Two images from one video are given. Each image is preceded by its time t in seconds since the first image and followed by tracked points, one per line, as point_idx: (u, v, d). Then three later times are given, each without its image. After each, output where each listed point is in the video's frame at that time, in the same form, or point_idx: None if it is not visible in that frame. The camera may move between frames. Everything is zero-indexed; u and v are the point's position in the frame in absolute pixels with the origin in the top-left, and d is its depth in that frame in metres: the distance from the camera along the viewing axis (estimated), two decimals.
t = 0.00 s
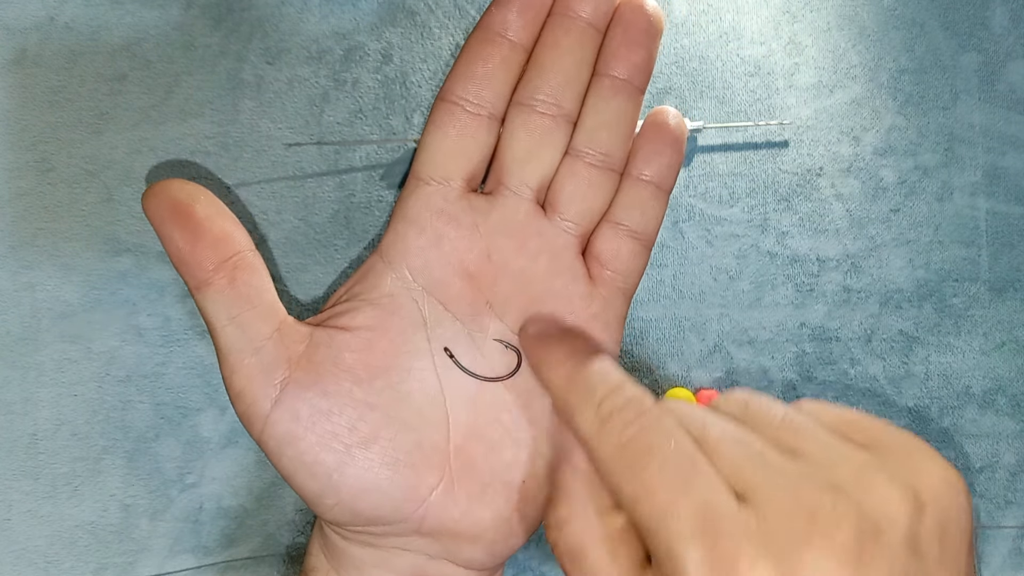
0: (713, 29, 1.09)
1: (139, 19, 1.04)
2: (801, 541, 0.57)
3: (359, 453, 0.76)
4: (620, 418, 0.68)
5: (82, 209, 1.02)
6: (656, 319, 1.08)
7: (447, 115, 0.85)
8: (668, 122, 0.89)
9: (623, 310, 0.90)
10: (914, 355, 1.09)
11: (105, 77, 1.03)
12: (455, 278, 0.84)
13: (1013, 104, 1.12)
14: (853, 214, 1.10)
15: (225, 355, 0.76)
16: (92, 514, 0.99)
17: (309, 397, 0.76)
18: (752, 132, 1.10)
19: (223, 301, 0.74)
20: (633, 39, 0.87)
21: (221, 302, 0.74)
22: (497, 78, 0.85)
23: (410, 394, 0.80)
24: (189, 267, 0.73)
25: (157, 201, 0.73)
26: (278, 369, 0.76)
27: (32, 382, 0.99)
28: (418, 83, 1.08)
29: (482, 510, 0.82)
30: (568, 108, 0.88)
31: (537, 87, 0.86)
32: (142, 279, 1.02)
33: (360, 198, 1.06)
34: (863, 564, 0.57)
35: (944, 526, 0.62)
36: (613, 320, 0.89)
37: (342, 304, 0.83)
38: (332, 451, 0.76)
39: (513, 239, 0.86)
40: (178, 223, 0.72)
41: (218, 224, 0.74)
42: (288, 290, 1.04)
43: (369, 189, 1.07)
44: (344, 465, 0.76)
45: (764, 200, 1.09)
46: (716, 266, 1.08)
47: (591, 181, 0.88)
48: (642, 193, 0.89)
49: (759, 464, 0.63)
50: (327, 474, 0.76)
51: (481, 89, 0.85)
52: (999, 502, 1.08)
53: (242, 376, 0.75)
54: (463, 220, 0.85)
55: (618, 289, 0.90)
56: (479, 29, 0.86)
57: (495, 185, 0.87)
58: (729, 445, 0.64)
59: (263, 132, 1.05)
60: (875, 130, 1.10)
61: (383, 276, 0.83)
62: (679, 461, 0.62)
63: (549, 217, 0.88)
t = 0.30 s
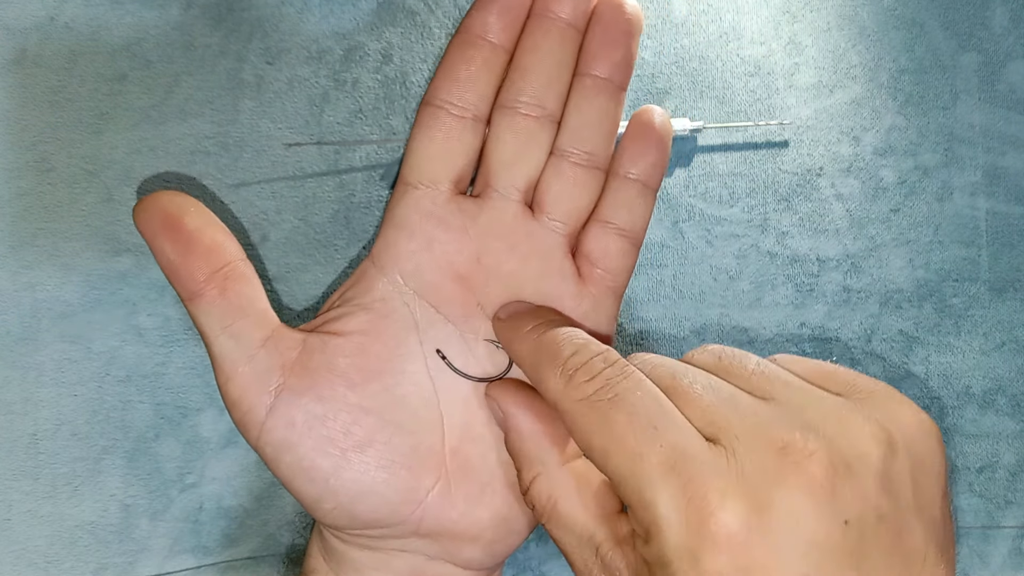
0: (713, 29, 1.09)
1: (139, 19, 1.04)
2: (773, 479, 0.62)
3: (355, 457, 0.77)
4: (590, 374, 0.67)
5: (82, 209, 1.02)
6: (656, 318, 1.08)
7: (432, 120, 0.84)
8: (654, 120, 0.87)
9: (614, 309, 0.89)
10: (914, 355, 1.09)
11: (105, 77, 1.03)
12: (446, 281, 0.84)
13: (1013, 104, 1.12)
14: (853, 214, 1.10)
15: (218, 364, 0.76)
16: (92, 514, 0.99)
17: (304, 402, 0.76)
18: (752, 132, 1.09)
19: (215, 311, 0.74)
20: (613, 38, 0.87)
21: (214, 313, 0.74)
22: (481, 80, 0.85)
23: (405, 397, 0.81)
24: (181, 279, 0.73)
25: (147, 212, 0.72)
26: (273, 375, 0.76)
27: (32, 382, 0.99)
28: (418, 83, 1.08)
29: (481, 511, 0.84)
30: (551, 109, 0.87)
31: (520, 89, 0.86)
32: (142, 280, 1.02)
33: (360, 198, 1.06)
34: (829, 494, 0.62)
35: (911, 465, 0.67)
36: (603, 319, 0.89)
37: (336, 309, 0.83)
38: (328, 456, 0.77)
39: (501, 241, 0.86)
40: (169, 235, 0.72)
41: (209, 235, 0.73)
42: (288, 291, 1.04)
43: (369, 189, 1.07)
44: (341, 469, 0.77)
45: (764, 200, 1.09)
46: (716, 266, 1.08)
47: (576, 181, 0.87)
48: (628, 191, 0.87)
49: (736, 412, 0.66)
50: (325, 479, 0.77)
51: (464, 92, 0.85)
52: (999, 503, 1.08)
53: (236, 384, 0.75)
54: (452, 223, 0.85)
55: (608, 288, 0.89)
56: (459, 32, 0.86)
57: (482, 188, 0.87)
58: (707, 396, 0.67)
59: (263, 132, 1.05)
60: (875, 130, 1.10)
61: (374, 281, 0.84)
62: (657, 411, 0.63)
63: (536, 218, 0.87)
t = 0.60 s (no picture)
0: (713, 29, 1.09)
1: (139, 19, 1.04)
2: (767, 481, 0.62)
3: (355, 459, 0.78)
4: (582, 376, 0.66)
5: (82, 209, 1.02)
6: (656, 318, 1.08)
7: (430, 119, 0.84)
8: (655, 117, 0.87)
9: (616, 308, 0.89)
10: (914, 355, 1.09)
11: (105, 77, 1.03)
12: (446, 281, 0.84)
13: (1013, 104, 1.12)
14: (853, 214, 1.10)
15: (218, 365, 0.76)
16: (92, 514, 0.99)
17: (303, 405, 0.76)
18: (752, 132, 1.09)
19: (214, 313, 0.74)
20: (610, 35, 0.86)
21: (214, 315, 0.74)
22: (478, 78, 0.85)
23: (405, 399, 0.81)
24: (180, 281, 0.72)
25: (146, 214, 0.72)
26: (272, 378, 0.76)
27: (32, 382, 0.99)
28: (419, 83, 1.08)
29: (482, 513, 0.84)
30: (549, 107, 0.87)
31: (517, 88, 0.86)
32: (142, 280, 1.02)
33: (360, 198, 1.06)
34: (827, 492, 0.62)
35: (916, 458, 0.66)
36: (606, 319, 0.88)
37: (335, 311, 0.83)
38: (328, 458, 0.77)
39: (501, 240, 0.86)
40: (168, 236, 0.71)
41: (208, 237, 0.73)
42: (288, 292, 1.04)
43: (369, 189, 1.07)
44: (340, 472, 0.77)
45: (764, 200, 1.09)
46: (716, 266, 1.08)
47: (576, 179, 0.87)
48: (629, 189, 0.87)
49: (732, 411, 0.65)
50: (324, 482, 0.77)
51: (461, 89, 0.84)
52: (999, 502, 1.08)
53: (235, 386, 0.76)
54: (451, 223, 0.85)
55: (610, 287, 0.88)
56: (455, 30, 0.86)
57: (481, 187, 0.87)
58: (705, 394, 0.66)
59: (263, 132, 1.05)
60: (875, 130, 1.10)
61: (374, 282, 0.84)
62: (647, 413, 0.62)
63: (536, 217, 0.87)
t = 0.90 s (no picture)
0: (713, 28, 1.09)
1: (139, 19, 1.04)
2: (796, 423, 0.55)
3: (359, 456, 0.77)
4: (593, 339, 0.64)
5: (82, 209, 1.02)
6: (656, 319, 1.08)
7: (435, 111, 0.84)
8: (663, 110, 0.86)
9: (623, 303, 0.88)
10: (914, 355, 1.09)
11: (105, 77, 1.03)
12: (452, 276, 0.84)
13: (1014, 104, 1.12)
14: (853, 214, 1.10)
15: (220, 361, 0.75)
16: (92, 514, 0.99)
17: (306, 400, 0.76)
18: (752, 132, 1.09)
19: (217, 307, 0.73)
20: (618, 27, 0.86)
21: (215, 308, 0.73)
22: (485, 70, 0.84)
23: (409, 395, 0.80)
24: (181, 273, 0.72)
25: (149, 206, 0.72)
26: (275, 373, 0.75)
27: (32, 382, 0.99)
28: (419, 83, 1.07)
29: (487, 510, 0.83)
30: (556, 99, 0.86)
31: (524, 81, 0.85)
32: (142, 280, 1.02)
33: (360, 198, 1.06)
34: (855, 435, 0.54)
35: (929, 424, 0.60)
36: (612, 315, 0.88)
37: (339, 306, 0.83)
38: (332, 455, 0.76)
39: (507, 236, 0.85)
40: (170, 228, 0.71)
41: (210, 229, 0.73)
42: (288, 289, 1.04)
43: (369, 189, 1.07)
44: (344, 469, 0.76)
45: (764, 200, 1.09)
46: (716, 266, 1.08)
47: (584, 173, 0.87)
48: (638, 182, 0.87)
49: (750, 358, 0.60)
50: (327, 479, 0.76)
51: (468, 82, 0.84)
52: (999, 503, 1.08)
53: (237, 382, 0.75)
54: (457, 217, 0.84)
55: (617, 284, 0.88)
56: (461, 21, 0.85)
57: (487, 181, 0.86)
58: (715, 348, 0.61)
59: (263, 132, 1.05)
60: (875, 130, 1.10)
61: (379, 278, 0.83)
62: (664, 363, 0.59)
63: (543, 212, 0.86)
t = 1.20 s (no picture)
0: (713, 28, 1.09)
1: (139, 19, 1.04)
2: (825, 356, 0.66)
3: (348, 464, 0.77)
4: (673, 321, 0.66)
5: (82, 209, 1.02)
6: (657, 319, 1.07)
7: (423, 116, 0.85)
8: (656, 113, 0.87)
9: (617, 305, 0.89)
10: (914, 355, 1.09)
11: (105, 77, 1.03)
12: (442, 283, 0.84)
13: (1014, 104, 1.11)
14: (853, 214, 1.10)
15: (210, 368, 0.75)
16: (92, 513, 0.99)
17: (296, 407, 0.76)
18: (752, 132, 1.09)
19: (206, 315, 0.73)
20: (607, 30, 0.87)
21: (205, 314, 0.73)
22: (473, 75, 0.85)
23: (400, 403, 0.80)
24: (171, 279, 0.72)
25: (139, 210, 0.72)
26: (264, 380, 0.75)
27: (32, 382, 0.99)
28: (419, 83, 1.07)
29: (478, 518, 0.83)
30: (546, 103, 0.87)
31: (513, 85, 0.86)
32: (142, 280, 1.02)
33: (360, 198, 1.06)
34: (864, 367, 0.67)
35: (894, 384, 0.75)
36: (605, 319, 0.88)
37: (329, 313, 0.83)
38: (321, 463, 0.76)
39: (498, 240, 0.85)
40: (161, 232, 0.71)
41: (201, 234, 0.72)
42: (284, 291, 1.04)
43: (369, 189, 1.06)
44: (334, 476, 0.76)
45: (764, 200, 1.09)
46: (715, 267, 1.08)
47: (574, 177, 0.87)
48: (630, 187, 0.87)
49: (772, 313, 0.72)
50: (317, 487, 0.76)
51: (456, 86, 0.85)
52: (999, 503, 1.08)
53: (227, 388, 0.75)
54: (447, 222, 0.84)
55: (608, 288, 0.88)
56: (450, 25, 0.86)
57: (477, 186, 0.86)
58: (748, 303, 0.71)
59: (263, 132, 1.05)
60: (875, 130, 1.10)
61: (368, 283, 0.83)
62: (714, 307, 0.68)
63: (533, 216, 0.87)
